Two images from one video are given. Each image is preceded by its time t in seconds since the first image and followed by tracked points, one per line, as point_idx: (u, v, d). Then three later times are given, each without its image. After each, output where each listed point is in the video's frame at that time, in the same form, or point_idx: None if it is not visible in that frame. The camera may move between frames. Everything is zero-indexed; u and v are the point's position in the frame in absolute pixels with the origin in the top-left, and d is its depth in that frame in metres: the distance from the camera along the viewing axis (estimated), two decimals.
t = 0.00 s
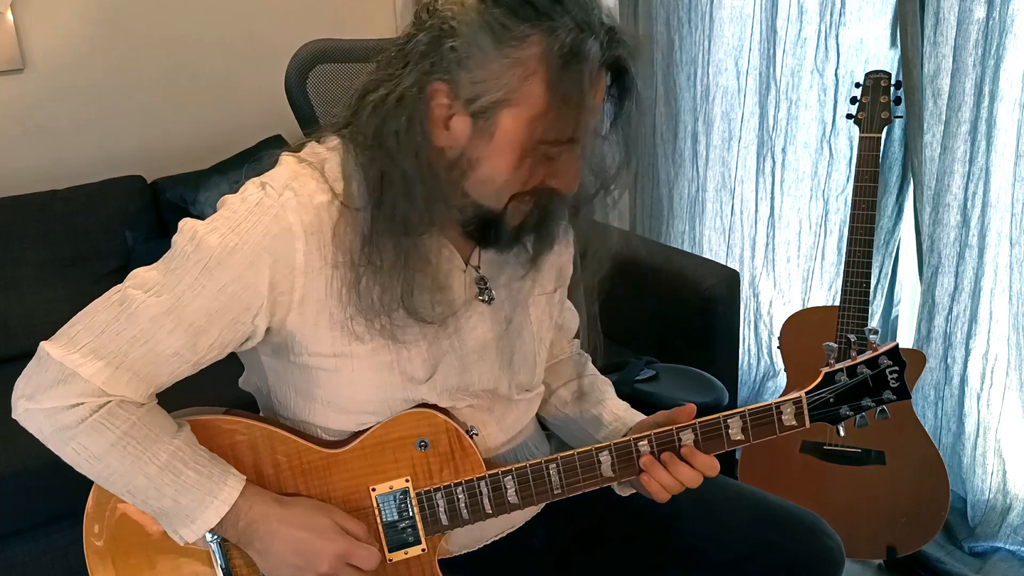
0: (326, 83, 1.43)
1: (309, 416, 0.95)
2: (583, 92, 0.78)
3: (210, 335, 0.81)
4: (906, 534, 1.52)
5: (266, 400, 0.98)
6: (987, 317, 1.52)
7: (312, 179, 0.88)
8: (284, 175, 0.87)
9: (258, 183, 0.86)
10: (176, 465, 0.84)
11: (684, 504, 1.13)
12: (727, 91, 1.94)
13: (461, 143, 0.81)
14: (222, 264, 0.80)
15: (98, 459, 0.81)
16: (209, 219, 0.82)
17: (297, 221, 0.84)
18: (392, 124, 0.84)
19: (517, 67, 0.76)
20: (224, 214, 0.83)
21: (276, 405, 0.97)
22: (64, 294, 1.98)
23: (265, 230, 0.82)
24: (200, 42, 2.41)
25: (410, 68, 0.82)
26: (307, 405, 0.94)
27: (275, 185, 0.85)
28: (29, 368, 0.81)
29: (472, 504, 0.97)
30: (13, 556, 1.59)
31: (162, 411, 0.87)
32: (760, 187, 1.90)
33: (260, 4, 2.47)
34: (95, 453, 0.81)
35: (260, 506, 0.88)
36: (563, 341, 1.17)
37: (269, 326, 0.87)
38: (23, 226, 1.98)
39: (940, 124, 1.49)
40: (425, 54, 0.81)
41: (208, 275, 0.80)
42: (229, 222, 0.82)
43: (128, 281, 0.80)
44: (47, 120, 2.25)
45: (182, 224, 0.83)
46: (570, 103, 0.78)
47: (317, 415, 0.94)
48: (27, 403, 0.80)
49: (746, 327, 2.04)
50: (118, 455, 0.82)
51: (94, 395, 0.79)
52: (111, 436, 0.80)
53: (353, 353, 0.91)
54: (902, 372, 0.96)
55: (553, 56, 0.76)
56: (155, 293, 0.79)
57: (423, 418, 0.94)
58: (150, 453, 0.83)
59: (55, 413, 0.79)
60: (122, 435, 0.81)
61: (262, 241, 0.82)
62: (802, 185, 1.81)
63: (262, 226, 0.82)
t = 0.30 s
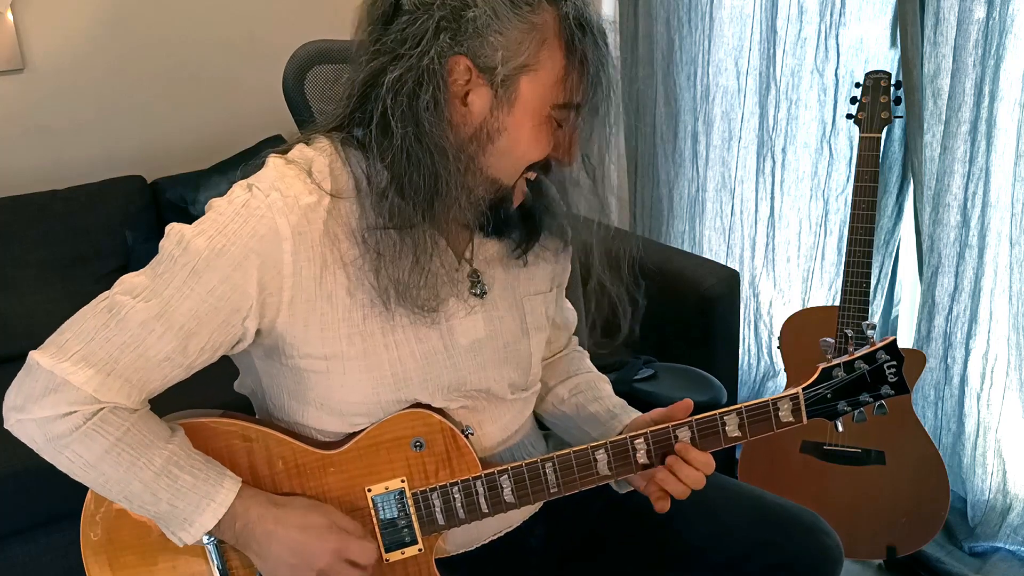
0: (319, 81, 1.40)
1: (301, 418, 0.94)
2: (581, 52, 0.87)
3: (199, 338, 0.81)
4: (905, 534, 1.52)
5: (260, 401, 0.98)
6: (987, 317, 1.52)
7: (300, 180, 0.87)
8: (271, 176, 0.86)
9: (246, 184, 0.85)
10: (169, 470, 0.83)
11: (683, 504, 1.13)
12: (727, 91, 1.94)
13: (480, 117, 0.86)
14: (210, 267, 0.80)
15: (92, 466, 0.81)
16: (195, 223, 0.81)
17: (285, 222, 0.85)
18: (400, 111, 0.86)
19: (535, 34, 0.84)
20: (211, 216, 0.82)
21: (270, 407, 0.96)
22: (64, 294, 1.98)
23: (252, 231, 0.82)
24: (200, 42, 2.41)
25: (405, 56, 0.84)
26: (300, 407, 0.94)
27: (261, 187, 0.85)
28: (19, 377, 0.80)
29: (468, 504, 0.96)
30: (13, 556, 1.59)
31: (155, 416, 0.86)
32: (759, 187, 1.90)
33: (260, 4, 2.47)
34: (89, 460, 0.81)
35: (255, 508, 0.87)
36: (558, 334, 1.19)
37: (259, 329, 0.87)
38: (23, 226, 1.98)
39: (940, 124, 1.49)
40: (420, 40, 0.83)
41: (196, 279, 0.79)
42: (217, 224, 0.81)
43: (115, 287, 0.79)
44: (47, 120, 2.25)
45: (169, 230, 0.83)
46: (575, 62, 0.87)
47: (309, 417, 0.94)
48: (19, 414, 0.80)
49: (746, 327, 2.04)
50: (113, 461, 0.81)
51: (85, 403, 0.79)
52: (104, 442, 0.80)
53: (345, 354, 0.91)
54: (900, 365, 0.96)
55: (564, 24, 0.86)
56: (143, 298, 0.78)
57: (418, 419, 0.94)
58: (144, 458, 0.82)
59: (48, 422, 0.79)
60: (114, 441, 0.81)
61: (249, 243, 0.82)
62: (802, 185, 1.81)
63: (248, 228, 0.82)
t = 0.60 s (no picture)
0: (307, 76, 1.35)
1: (307, 406, 0.93)
2: (486, 147, 0.68)
3: (219, 319, 0.81)
4: (905, 534, 1.52)
5: (268, 391, 0.97)
6: (987, 317, 1.52)
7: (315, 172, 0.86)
8: (292, 163, 0.87)
9: (268, 173, 0.86)
10: (183, 456, 0.84)
11: (684, 504, 1.13)
12: (726, 91, 1.94)
13: (399, 186, 0.78)
14: (233, 249, 0.80)
15: (109, 445, 0.81)
16: (221, 207, 0.82)
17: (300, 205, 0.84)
18: (366, 148, 0.78)
19: (417, 130, 0.70)
20: (235, 200, 0.83)
21: (278, 396, 0.96)
22: (64, 294, 1.98)
23: (275, 217, 0.82)
24: (200, 42, 2.41)
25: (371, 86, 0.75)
26: (304, 395, 0.92)
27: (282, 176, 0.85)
28: (38, 358, 0.81)
29: (469, 500, 0.97)
30: (13, 557, 1.59)
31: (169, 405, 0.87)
32: (759, 187, 1.90)
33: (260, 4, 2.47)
34: (105, 440, 0.81)
35: (261, 504, 0.88)
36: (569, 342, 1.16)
37: (277, 312, 0.87)
38: (23, 226, 1.98)
39: (940, 124, 1.49)
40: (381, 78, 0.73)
41: (202, 275, 0.79)
42: (240, 208, 0.82)
43: (141, 267, 0.80)
44: (47, 120, 2.25)
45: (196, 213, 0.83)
46: (477, 154, 0.69)
47: (313, 404, 0.92)
48: (38, 390, 0.79)
49: (746, 327, 2.04)
50: (129, 443, 0.82)
51: (107, 382, 0.79)
52: (123, 423, 0.81)
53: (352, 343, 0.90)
54: (888, 359, 0.96)
55: (447, 126, 0.68)
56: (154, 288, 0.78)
57: (417, 415, 0.94)
58: (161, 442, 0.83)
59: (67, 400, 0.79)
60: (132, 423, 0.81)
61: (271, 227, 0.82)
62: (802, 185, 1.81)
63: (272, 212, 0.82)
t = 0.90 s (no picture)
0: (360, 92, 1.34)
1: (314, 406, 0.94)
2: (583, 167, 0.73)
3: (227, 322, 0.80)
4: (905, 533, 1.52)
5: (275, 388, 0.99)
6: (987, 317, 1.52)
7: (332, 173, 0.87)
8: (306, 167, 0.86)
9: (281, 174, 0.86)
10: (192, 449, 0.84)
11: (684, 503, 1.13)
12: (727, 91, 1.94)
13: (455, 196, 0.78)
14: (241, 252, 0.80)
15: (115, 438, 0.81)
16: (228, 209, 0.81)
17: (315, 212, 0.84)
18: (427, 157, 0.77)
19: (507, 151, 0.71)
20: (245, 202, 0.82)
21: (284, 394, 0.97)
22: (64, 294, 1.99)
23: (285, 221, 0.82)
24: (201, 42, 2.41)
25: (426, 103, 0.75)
26: (312, 395, 0.94)
27: (298, 177, 0.85)
28: (49, 349, 0.80)
29: (470, 498, 0.97)
30: (12, 557, 1.59)
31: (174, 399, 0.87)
32: (759, 187, 1.90)
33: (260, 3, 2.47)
34: (112, 433, 0.81)
35: (271, 492, 0.88)
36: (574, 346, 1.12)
37: (283, 315, 0.87)
38: (24, 226, 1.98)
39: (940, 123, 1.49)
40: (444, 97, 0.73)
41: (204, 275, 0.79)
42: (251, 211, 0.81)
43: (148, 267, 0.80)
44: (47, 120, 2.25)
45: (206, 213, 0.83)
46: (572, 173, 0.72)
47: (321, 405, 0.94)
48: (46, 385, 0.80)
49: (746, 327, 2.04)
50: (136, 435, 0.82)
51: (112, 376, 0.79)
52: (129, 416, 0.80)
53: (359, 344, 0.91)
54: (887, 365, 0.97)
55: (546, 151, 0.71)
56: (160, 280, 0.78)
57: (420, 412, 0.94)
58: (168, 433, 0.83)
59: (73, 395, 0.79)
60: (139, 417, 0.81)
61: (282, 231, 0.82)
62: (802, 185, 1.81)
63: (283, 217, 0.82)
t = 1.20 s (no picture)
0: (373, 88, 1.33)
1: (311, 406, 0.94)
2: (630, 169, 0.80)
3: (229, 323, 0.81)
4: (905, 532, 1.52)
5: (270, 389, 0.98)
6: (987, 317, 1.52)
7: (333, 172, 0.86)
8: (306, 166, 0.86)
9: (280, 172, 0.85)
10: (198, 450, 0.84)
11: (683, 502, 1.13)
12: (726, 91, 1.94)
13: (492, 196, 0.81)
14: (245, 254, 0.79)
15: (121, 443, 0.81)
16: (229, 210, 0.81)
17: (317, 213, 0.84)
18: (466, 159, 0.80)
19: (562, 154, 0.76)
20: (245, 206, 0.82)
21: (281, 396, 0.97)
22: (64, 293, 1.99)
23: (288, 220, 0.81)
24: (201, 41, 2.41)
25: (466, 106, 0.78)
26: (311, 395, 0.94)
27: (296, 177, 0.84)
28: (49, 359, 0.80)
29: (470, 496, 0.97)
30: (12, 557, 1.59)
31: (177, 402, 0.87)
32: (759, 187, 1.90)
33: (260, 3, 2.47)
34: (117, 436, 0.81)
35: (271, 495, 0.88)
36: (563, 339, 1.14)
37: (285, 316, 0.87)
38: (24, 226, 1.98)
39: (940, 124, 1.49)
40: (489, 98, 0.77)
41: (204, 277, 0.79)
42: (251, 212, 0.80)
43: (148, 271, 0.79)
44: (48, 120, 2.25)
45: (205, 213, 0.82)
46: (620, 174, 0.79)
47: (319, 405, 0.94)
48: (47, 393, 0.80)
49: (746, 327, 2.04)
50: (141, 438, 0.81)
51: (116, 381, 0.79)
52: (136, 420, 0.80)
53: (360, 344, 0.91)
54: (883, 360, 0.97)
55: (600, 152, 0.77)
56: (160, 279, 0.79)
57: (420, 411, 0.94)
58: (174, 434, 0.83)
59: (77, 401, 0.79)
60: (145, 420, 0.81)
61: (284, 233, 0.81)
62: (802, 185, 1.81)
63: (284, 216, 0.81)
